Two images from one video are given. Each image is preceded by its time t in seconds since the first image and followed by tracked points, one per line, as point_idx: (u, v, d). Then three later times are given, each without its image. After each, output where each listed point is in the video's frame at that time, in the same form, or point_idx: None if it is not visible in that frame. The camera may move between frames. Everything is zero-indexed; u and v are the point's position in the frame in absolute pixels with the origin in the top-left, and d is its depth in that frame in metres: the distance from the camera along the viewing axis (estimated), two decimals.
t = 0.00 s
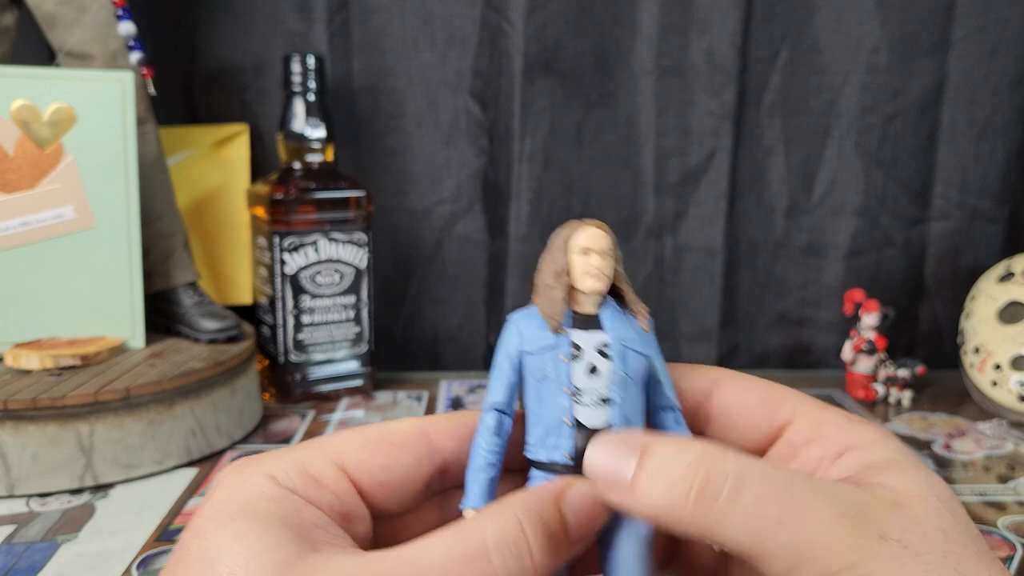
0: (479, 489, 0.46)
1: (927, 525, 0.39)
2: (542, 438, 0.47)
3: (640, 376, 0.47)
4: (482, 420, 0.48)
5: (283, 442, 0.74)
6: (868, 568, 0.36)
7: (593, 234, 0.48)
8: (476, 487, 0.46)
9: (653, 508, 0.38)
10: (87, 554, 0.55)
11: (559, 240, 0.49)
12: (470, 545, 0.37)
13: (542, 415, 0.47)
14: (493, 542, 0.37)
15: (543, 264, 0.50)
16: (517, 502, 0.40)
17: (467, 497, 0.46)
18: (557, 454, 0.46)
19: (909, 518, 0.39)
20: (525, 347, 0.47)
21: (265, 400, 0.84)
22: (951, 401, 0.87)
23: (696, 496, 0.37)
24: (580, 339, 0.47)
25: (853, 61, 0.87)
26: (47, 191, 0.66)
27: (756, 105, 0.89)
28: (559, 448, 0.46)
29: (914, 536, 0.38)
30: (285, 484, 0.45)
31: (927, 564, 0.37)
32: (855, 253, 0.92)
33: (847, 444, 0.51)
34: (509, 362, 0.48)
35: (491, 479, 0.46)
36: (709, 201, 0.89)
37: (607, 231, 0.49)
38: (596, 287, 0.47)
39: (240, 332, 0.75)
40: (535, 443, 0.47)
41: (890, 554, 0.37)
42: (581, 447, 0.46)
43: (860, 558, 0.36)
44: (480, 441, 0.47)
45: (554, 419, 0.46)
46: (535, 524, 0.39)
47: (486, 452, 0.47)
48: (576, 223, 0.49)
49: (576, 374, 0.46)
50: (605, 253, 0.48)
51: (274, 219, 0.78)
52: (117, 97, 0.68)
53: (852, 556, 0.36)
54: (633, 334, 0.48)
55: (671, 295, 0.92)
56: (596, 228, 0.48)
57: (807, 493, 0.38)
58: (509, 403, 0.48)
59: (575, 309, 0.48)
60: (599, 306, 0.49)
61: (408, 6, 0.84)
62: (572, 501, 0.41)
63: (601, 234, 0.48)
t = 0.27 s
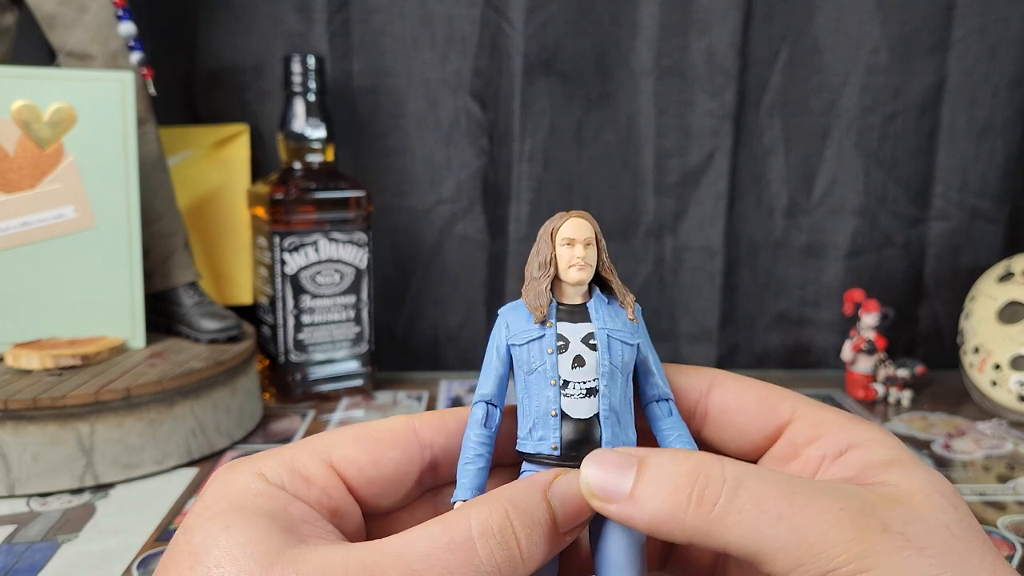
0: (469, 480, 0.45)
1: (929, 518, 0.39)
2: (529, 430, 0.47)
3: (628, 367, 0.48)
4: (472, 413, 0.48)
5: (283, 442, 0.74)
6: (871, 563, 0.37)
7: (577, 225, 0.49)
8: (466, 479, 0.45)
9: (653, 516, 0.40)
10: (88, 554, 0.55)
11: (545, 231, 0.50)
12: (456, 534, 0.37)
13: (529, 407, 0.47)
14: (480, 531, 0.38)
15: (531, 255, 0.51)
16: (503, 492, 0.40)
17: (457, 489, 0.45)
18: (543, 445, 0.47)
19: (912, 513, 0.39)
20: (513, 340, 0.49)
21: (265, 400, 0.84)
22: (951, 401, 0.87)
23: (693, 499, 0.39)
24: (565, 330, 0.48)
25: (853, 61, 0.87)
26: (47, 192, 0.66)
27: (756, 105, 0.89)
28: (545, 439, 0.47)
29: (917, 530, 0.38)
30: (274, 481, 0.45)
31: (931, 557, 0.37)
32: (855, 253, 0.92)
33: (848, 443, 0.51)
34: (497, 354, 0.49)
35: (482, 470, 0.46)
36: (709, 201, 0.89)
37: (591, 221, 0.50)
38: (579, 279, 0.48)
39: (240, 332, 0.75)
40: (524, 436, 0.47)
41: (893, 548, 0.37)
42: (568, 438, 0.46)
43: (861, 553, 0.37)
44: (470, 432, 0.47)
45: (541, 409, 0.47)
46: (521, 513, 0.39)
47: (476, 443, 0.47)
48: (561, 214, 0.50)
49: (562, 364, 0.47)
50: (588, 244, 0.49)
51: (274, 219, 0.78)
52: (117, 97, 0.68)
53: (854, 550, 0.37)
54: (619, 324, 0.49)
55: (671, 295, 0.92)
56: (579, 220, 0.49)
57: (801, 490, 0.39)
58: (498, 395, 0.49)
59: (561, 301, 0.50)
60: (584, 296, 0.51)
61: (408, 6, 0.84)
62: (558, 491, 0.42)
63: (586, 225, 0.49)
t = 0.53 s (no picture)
0: (467, 479, 0.46)
1: (932, 517, 0.39)
2: (527, 428, 0.47)
3: (627, 364, 0.48)
4: (470, 411, 0.48)
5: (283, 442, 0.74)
6: (873, 560, 0.37)
7: (575, 222, 0.49)
8: (464, 478, 0.46)
9: (654, 512, 0.40)
10: (88, 554, 0.55)
11: (544, 229, 0.50)
12: (454, 534, 0.37)
13: (527, 405, 0.48)
14: (477, 530, 0.38)
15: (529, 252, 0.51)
16: (502, 492, 0.41)
17: (455, 487, 0.45)
18: (540, 444, 0.47)
19: (913, 512, 0.39)
20: (511, 337, 0.49)
21: (265, 400, 0.84)
22: (951, 401, 0.87)
23: (694, 495, 0.39)
24: (564, 328, 0.48)
25: (853, 61, 0.87)
26: (47, 192, 0.66)
27: (756, 105, 0.89)
28: (543, 437, 0.47)
29: (919, 528, 0.38)
30: (272, 480, 0.45)
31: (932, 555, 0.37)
32: (855, 253, 0.92)
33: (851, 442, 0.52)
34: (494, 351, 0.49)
35: (480, 468, 0.46)
36: (709, 201, 0.89)
37: (590, 218, 0.50)
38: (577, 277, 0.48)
39: (240, 332, 0.75)
40: (522, 434, 0.48)
41: (895, 545, 0.37)
42: (566, 436, 0.47)
43: (863, 550, 0.37)
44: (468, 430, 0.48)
45: (539, 407, 0.47)
46: (520, 513, 0.39)
47: (474, 442, 0.47)
48: (560, 211, 0.50)
49: (560, 362, 0.47)
50: (587, 240, 0.49)
51: (273, 219, 0.78)
52: (117, 97, 0.68)
53: (856, 547, 0.37)
54: (618, 321, 0.49)
55: (671, 295, 0.92)
56: (578, 215, 0.49)
57: (803, 487, 0.39)
58: (496, 392, 0.49)
59: (559, 297, 0.50)
60: (583, 293, 0.51)
61: (408, 6, 0.84)
62: (558, 490, 0.42)
63: (584, 222, 0.49)
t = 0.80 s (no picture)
0: (466, 476, 0.46)
1: (932, 517, 0.39)
2: (527, 425, 0.47)
3: (626, 362, 0.48)
4: (469, 409, 0.48)
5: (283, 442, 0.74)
6: (872, 560, 0.37)
7: (574, 219, 0.49)
8: (462, 475, 0.46)
9: (653, 511, 0.40)
10: (88, 554, 0.55)
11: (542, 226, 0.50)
12: (453, 533, 0.37)
13: (526, 403, 0.48)
14: (476, 528, 0.38)
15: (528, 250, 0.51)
16: (501, 490, 0.41)
17: (455, 484, 0.45)
18: (538, 442, 0.47)
19: (913, 512, 0.39)
20: (510, 335, 0.49)
21: (265, 400, 0.83)
22: (951, 401, 0.87)
23: (694, 495, 0.39)
24: (563, 325, 0.48)
25: (853, 61, 0.87)
26: (47, 192, 0.66)
27: (756, 105, 0.89)
28: (542, 435, 0.47)
29: (919, 528, 0.38)
30: (271, 479, 0.45)
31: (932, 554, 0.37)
32: (855, 253, 0.92)
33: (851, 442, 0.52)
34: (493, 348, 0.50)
35: (479, 466, 0.46)
36: (709, 201, 0.89)
37: (589, 216, 0.50)
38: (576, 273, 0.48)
39: (240, 332, 0.75)
40: (522, 431, 0.48)
41: (895, 545, 0.37)
42: (565, 434, 0.46)
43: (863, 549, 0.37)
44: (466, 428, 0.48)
45: (538, 404, 0.47)
46: (520, 511, 0.39)
47: (472, 440, 0.47)
48: (559, 209, 0.50)
49: (558, 359, 0.47)
50: (586, 238, 0.49)
51: (273, 219, 0.78)
52: (117, 97, 0.68)
53: (855, 546, 0.37)
54: (617, 319, 0.49)
55: (671, 295, 0.92)
56: (577, 213, 0.49)
57: (803, 487, 0.39)
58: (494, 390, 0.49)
59: (559, 295, 0.50)
60: (582, 291, 0.51)
61: (408, 6, 0.84)
62: (557, 489, 0.42)
63: (583, 219, 0.49)
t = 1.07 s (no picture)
0: (500, 400, 0.46)
1: (965, 484, 0.41)
2: (564, 361, 0.46)
3: (671, 311, 0.47)
4: (507, 339, 0.48)
5: (284, 442, 0.74)
6: (899, 527, 0.39)
7: (635, 165, 0.47)
8: (496, 398, 0.46)
9: (685, 461, 0.40)
10: (88, 554, 0.55)
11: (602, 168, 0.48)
12: None
13: (565, 338, 0.47)
14: None
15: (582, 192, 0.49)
16: (527, 545, 0.37)
17: (487, 408, 0.46)
18: (576, 376, 0.46)
19: (943, 481, 0.40)
20: (557, 268, 0.47)
21: (265, 400, 0.83)
22: (951, 400, 0.87)
23: (730, 449, 0.39)
24: (616, 267, 0.47)
25: (853, 60, 0.87)
26: (47, 192, 0.66)
27: (756, 105, 0.89)
28: (580, 370, 0.46)
29: (948, 497, 0.40)
30: (298, 498, 0.44)
31: (962, 523, 0.39)
32: (855, 253, 0.92)
33: (892, 413, 0.52)
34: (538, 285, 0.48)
35: (513, 395, 0.47)
36: (709, 201, 0.89)
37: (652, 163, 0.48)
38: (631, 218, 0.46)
39: (240, 332, 0.75)
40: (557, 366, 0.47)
41: (924, 510, 0.39)
42: (603, 372, 0.46)
43: (889, 511, 0.39)
44: (504, 359, 0.47)
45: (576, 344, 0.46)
46: (550, 565, 0.36)
47: (509, 369, 0.47)
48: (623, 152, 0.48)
49: (604, 300, 0.46)
50: (646, 181, 0.47)
51: (274, 219, 0.78)
52: (117, 97, 0.68)
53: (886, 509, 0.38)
54: (667, 269, 0.47)
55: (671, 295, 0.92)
56: (640, 157, 0.47)
57: (840, 450, 0.40)
58: (535, 323, 0.48)
59: (612, 241, 0.48)
60: (636, 237, 0.49)
61: (408, 6, 0.84)
62: (591, 546, 0.38)
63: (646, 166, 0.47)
